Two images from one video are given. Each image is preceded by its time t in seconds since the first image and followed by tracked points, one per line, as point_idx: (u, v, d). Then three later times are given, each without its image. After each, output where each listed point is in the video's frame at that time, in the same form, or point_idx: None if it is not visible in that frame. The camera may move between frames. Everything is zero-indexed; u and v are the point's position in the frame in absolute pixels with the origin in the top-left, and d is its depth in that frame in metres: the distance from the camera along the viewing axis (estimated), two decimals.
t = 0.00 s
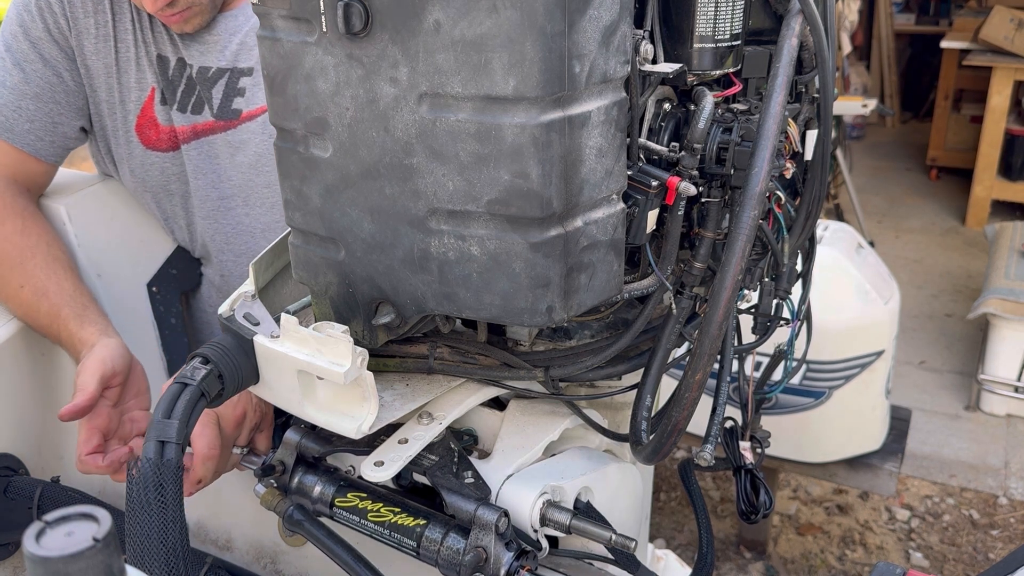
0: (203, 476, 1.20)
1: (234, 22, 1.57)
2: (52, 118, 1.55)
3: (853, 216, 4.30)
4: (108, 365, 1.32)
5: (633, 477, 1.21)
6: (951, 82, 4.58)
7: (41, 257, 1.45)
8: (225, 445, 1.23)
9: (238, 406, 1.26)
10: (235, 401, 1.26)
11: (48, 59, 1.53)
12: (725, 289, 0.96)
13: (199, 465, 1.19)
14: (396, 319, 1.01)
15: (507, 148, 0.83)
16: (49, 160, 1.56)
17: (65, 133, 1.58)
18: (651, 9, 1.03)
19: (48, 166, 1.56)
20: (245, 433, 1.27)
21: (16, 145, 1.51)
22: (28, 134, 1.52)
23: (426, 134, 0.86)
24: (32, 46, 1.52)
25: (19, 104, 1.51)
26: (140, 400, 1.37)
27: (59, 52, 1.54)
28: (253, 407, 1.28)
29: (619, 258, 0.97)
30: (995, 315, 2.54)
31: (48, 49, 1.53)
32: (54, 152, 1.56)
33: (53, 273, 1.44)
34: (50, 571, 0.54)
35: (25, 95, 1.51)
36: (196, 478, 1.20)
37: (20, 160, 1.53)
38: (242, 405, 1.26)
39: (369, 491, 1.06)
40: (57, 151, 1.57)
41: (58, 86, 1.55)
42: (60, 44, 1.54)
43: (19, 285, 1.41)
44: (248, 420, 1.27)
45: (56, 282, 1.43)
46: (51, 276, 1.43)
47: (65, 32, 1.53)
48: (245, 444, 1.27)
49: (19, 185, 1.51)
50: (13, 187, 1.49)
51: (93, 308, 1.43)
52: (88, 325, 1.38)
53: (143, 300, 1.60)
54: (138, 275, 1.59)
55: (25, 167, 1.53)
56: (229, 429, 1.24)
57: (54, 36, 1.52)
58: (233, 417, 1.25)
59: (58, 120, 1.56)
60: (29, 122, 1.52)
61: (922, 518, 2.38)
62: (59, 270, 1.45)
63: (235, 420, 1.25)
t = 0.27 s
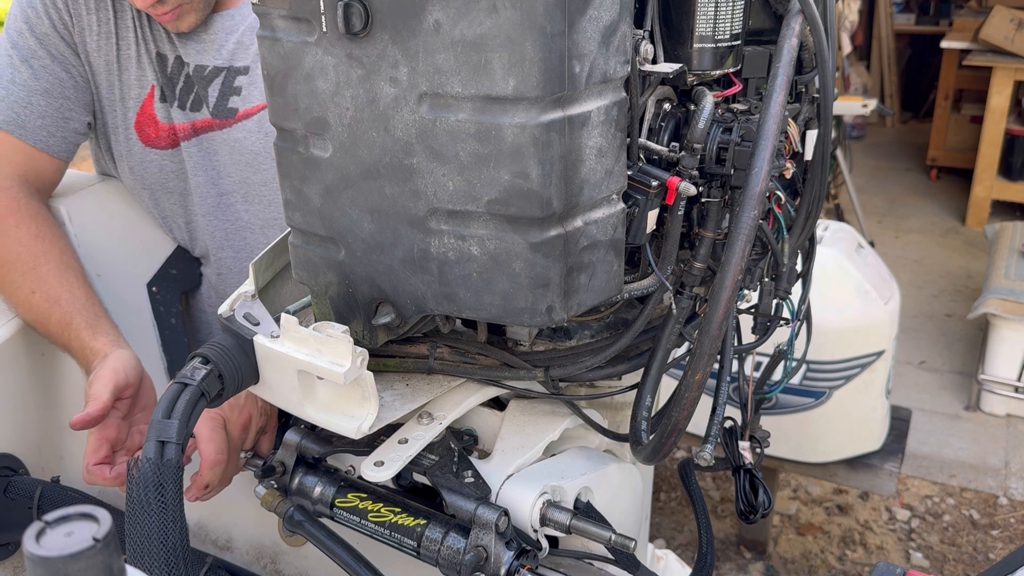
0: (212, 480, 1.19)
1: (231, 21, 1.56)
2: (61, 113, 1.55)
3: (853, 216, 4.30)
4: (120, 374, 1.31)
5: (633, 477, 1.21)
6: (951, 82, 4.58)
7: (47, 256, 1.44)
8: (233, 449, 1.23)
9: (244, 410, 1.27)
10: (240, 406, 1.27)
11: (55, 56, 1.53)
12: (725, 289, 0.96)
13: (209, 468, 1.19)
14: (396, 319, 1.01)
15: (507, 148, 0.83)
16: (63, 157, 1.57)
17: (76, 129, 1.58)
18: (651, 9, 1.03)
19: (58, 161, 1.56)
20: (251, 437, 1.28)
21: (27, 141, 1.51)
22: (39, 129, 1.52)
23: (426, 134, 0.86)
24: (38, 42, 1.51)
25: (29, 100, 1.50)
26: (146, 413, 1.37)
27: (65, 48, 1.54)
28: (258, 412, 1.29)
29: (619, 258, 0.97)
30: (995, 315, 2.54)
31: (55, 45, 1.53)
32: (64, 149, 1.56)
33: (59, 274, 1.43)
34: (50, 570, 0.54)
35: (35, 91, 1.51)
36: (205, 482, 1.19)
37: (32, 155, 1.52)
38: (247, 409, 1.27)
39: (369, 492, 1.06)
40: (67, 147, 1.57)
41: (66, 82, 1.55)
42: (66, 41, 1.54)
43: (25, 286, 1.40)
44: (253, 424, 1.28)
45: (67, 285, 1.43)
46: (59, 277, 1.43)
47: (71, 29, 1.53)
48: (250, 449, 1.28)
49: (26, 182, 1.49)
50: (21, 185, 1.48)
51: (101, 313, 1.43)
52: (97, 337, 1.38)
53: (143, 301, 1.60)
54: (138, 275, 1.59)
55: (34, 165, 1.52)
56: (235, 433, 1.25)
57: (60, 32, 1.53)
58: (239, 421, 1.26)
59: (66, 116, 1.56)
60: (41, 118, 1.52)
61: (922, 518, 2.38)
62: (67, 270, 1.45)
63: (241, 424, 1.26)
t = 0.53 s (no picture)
0: (217, 480, 1.19)
1: (233, 22, 1.57)
2: (58, 114, 1.55)
3: (852, 216, 4.30)
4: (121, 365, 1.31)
5: (633, 477, 1.21)
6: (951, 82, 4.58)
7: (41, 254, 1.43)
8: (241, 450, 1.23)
9: (254, 412, 1.27)
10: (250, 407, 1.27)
11: (53, 57, 1.53)
12: (725, 289, 0.96)
13: (217, 467, 1.19)
14: (396, 319, 1.01)
15: (507, 148, 0.83)
16: (59, 158, 1.56)
17: (72, 131, 1.58)
18: (651, 9, 1.03)
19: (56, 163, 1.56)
20: (258, 438, 1.28)
21: (22, 143, 1.51)
22: (35, 131, 1.52)
23: (426, 134, 0.86)
24: (37, 43, 1.51)
25: (25, 101, 1.50)
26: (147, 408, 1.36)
27: (64, 49, 1.54)
28: (266, 413, 1.30)
29: (619, 258, 0.97)
30: (995, 315, 2.54)
31: (53, 47, 1.53)
32: (60, 150, 1.56)
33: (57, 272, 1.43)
34: (50, 571, 0.54)
35: (31, 92, 1.51)
36: (211, 481, 1.19)
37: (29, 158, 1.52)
38: (257, 411, 1.28)
39: (369, 491, 1.06)
40: (63, 148, 1.57)
41: (63, 83, 1.55)
42: (65, 42, 1.54)
43: (20, 283, 1.40)
44: (261, 425, 1.28)
45: (62, 282, 1.43)
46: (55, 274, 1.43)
47: (70, 30, 1.53)
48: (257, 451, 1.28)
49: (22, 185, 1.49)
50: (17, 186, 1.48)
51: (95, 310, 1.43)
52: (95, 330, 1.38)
53: (143, 300, 1.59)
54: (138, 275, 1.59)
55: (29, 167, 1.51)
56: (244, 434, 1.25)
57: (59, 32, 1.53)
58: (249, 422, 1.26)
59: (63, 117, 1.56)
60: (38, 120, 1.52)
61: (922, 518, 2.38)
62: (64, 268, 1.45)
63: (251, 426, 1.26)
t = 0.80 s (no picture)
0: (217, 477, 1.19)
1: (239, 24, 1.58)
2: (56, 116, 1.55)
3: (852, 216, 4.30)
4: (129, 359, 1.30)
5: (633, 477, 1.21)
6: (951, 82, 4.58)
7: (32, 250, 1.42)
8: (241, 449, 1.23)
9: (255, 412, 1.28)
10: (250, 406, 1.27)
11: (52, 58, 1.53)
12: (725, 289, 0.96)
13: (218, 465, 1.19)
14: (396, 319, 1.01)
15: (507, 148, 0.83)
16: (57, 158, 1.56)
17: (70, 131, 1.58)
18: (651, 9, 1.03)
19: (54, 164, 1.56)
20: (258, 438, 1.29)
21: (21, 142, 1.50)
22: (33, 130, 1.52)
23: (426, 134, 0.86)
24: (37, 45, 1.52)
25: (24, 101, 1.50)
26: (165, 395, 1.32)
27: (64, 50, 1.54)
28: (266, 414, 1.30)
29: (620, 258, 0.97)
30: (995, 315, 2.54)
31: (53, 48, 1.53)
32: (58, 149, 1.55)
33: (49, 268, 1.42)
34: (50, 571, 0.54)
35: (29, 92, 1.50)
36: (211, 478, 1.18)
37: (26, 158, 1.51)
38: (257, 411, 1.28)
39: (369, 491, 1.06)
40: (62, 148, 1.56)
41: (61, 83, 1.54)
42: (65, 44, 1.54)
43: (16, 277, 1.39)
44: (261, 426, 1.29)
45: (59, 278, 1.41)
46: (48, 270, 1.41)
47: (71, 31, 1.53)
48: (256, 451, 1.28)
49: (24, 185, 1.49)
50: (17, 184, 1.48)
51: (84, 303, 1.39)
52: (102, 323, 1.36)
53: (144, 301, 1.60)
54: (138, 275, 1.59)
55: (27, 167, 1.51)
56: (245, 434, 1.25)
57: (59, 34, 1.53)
58: (249, 422, 1.26)
59: (61, 118, 1.56)
60: (35, 120, 1.52)
61: (922, 518, 2.38)
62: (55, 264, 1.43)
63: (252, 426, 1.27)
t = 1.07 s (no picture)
0: (219, 479, 1.20)
1: (245, 25, 1.58)
2: (47, 117, 1.53)
3: (852, 216, 4.30)
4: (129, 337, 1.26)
5: (633, 477, 1.21)
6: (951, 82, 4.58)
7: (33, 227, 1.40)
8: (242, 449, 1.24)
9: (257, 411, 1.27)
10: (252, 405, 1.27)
11: (49, 58, 1.52)
12: (725, 289, 0.96)
13: (219, 467, 1.19)
14: (396, 319, 1.01)
15: (507, 148, 0.83)
16: (42, 158, 1.54)
17: (60, 132, 1.56)
18: (651, 9, 1.03)
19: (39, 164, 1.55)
20: (260, 437, 1.29)
21: (10, 141, 1.49)
22: (21, 129, 1.50)
23: (426, 134, 0.86)
24: (34, 45, 1.51)
25: (14, 100, 1.49)
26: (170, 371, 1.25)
27: (61, 52, 1.53)
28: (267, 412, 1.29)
29: (619, 258, 0.97)
30: (995, 315, 2.54)
31: (51, 48, 1.52)
32: (43, 150, 1.53)
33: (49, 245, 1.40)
34: (50, 570, 0.54)
35: (21, 92, 1.50)
36: (212, 480, 1.19)
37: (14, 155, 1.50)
38: (259, 410, 1.28)
39: (369, 491, 1.06)
40: (46, 148, 1.54)
41: (55, 86, 1.54)
42: (65, 45, 1.53)
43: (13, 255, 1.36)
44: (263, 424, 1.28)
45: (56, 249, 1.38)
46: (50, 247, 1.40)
47: (71, 33, 1.52)
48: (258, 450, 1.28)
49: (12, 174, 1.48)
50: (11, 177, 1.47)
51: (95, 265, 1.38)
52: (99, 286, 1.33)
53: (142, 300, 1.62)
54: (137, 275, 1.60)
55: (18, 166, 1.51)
56: (247, 434, 1.25)
57: (58, 36, 1.52)
58: (252, 422, 1.26)
59: (52, 120, 1.54)
60: (22, 120, 1.50)
61: (922, 518, 2.38)
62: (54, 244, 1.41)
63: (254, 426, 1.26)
